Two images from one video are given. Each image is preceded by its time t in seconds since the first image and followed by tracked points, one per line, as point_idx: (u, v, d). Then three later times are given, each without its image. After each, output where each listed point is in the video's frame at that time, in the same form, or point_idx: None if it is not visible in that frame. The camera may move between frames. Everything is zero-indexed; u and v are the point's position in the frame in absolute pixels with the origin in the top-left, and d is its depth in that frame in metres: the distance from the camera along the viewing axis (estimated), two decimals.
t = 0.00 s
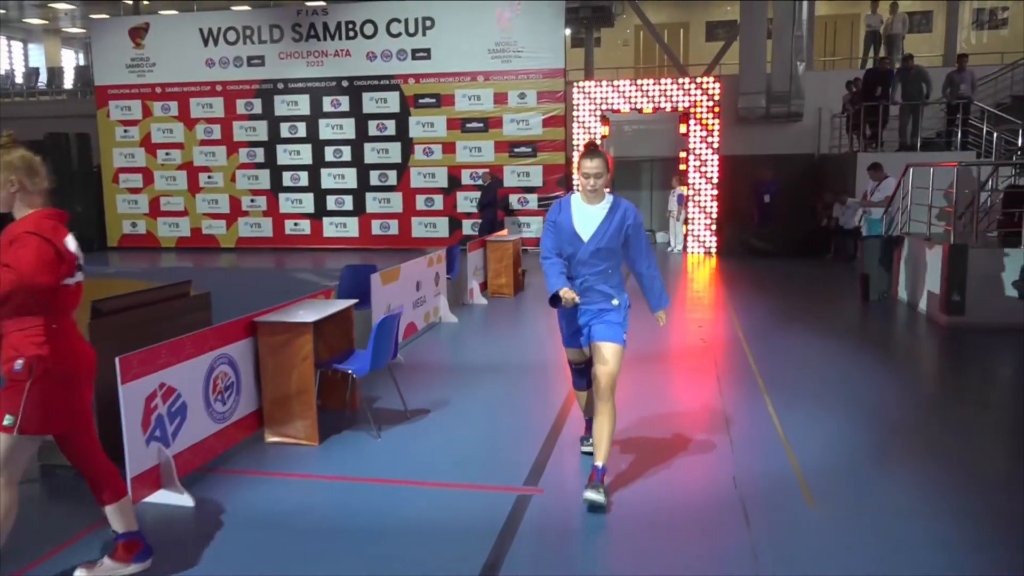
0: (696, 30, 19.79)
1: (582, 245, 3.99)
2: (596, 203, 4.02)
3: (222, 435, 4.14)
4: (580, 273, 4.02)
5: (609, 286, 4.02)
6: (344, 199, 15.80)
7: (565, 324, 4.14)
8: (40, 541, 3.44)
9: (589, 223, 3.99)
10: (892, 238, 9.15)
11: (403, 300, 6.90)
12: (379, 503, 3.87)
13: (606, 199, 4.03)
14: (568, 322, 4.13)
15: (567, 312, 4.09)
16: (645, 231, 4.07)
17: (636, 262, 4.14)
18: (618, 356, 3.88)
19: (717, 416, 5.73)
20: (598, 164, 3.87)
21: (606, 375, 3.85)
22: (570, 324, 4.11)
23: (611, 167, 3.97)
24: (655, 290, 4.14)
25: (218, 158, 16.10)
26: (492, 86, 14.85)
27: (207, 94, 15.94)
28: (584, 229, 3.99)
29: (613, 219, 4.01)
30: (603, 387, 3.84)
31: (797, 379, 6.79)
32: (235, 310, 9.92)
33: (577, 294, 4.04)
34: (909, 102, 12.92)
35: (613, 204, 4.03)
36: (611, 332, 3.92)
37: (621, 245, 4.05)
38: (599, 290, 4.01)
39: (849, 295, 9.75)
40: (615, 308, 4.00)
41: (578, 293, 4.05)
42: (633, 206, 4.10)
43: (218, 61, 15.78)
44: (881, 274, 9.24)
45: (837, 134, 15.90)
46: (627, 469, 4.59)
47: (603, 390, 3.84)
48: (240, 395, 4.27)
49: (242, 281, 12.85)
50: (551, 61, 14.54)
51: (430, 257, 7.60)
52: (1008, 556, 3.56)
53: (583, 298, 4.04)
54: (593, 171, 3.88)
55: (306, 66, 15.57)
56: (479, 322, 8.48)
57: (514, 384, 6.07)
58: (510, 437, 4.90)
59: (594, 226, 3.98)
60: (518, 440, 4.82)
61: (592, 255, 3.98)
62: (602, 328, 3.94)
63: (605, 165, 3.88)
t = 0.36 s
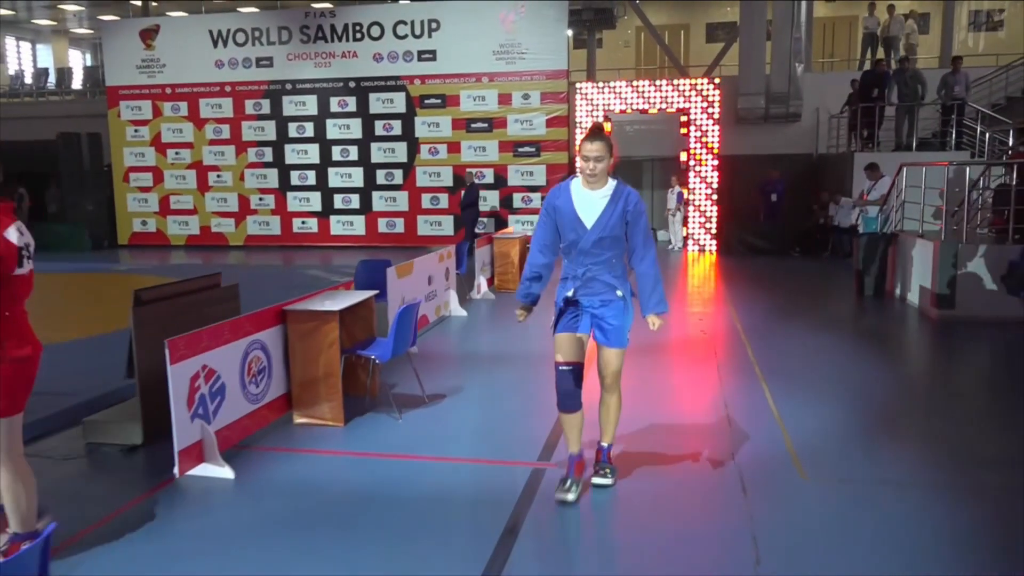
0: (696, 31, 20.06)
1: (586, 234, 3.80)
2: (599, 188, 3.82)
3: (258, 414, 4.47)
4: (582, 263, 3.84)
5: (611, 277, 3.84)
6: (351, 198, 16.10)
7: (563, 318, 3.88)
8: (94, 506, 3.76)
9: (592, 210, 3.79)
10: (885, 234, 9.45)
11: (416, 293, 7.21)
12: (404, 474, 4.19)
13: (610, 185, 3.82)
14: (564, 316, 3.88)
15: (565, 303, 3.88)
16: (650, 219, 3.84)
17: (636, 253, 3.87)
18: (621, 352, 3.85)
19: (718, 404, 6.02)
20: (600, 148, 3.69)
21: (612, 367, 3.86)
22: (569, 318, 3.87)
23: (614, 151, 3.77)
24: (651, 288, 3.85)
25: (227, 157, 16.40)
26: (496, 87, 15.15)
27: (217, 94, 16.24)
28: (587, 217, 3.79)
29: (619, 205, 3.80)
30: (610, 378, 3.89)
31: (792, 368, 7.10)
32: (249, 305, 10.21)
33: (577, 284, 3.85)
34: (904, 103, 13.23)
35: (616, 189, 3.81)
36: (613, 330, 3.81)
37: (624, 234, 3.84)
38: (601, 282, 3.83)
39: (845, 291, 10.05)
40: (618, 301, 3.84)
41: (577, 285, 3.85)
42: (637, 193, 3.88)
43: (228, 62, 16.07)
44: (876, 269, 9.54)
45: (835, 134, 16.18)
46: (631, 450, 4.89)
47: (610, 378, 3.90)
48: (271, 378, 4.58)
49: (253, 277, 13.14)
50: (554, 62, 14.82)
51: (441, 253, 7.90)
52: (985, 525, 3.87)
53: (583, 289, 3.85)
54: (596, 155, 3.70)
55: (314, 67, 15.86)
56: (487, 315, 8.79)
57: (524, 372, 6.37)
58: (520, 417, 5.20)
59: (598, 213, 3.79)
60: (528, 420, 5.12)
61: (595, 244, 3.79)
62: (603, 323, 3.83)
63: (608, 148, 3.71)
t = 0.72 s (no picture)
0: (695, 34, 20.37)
1: (574, 245, 3.48)
2: (584, 197, 3.52)
3: (286, 397, 4.79)
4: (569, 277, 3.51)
5: (601, 291, 3.51)
6: (357, 197, 16.41)
7: (551, 337, 3.51)
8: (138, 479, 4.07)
9: (578, 220, 3.49)
10: (879, 231, 9.75)
11: (428, 287, 7.53)
12: (423, 452, 4.49)
13: (594, 192, 3.53)
14: (551, 334, 3.51)
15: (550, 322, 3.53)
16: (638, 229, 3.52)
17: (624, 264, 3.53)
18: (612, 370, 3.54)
19: (717, 393, 6.34)
20: (579, 151, 3.40)
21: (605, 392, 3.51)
22: (558, 335, 3.50)
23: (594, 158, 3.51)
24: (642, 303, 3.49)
25: (235, 157, 16.71)
26: (500, 88, 15.46)
27: (225, 95, 16.56)
28: (574, 228, 3.48)
29: (606, 211, 3.49)
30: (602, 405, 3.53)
31: (787, 357, 7.42)
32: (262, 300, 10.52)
33: (565, 299, 3.51)
34: (899, 103, 13.53)
35: (602, 197, 3.51)
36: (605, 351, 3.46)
37: (613, 245, 3.52)
38: (591, 295, 3.49)
39: (840, 286, 10.36)
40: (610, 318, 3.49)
41: (562, 303, 3.51)
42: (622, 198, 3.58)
43: (236, 64, 16.39)
44: (871, 265, 9.84)
45: (832, 135, 16.47)
46: (633, 440, 5.18)
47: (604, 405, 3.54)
48: (297, 364, 4.89)
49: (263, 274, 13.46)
50: (556, 64, 15.12)
51: (450, 249, 8.23)
52: (961, 500, 4.19)
53: (571, 304, 3.50)
54: (577, 159, 3.41)
55: (321, 69, 16.18)
56: (493, 309, 9.12)
57: (532, 361, 6.68)
58: (529, 401, 5.52)
59: (585, 222, 3.47)
60: (537, 404, 5.44)
61: (585, 257, 3.47)
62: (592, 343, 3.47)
63: (587, 151, 3.41)
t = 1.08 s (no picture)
0: (694, 36, 20.70)
1: (556, 259, 3.21)
2: (571, 206, 3.25)
3: (310, 382, 5.13)
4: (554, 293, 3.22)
5: (589, 307, 3.23)
6: (362, 197, 16.73)
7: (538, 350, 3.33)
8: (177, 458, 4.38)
9: (565, 232, 3.22)
10: (870, 230, 10.07)
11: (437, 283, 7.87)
12: (439, 433, 4.85)
13: (583, 202, 3.26)
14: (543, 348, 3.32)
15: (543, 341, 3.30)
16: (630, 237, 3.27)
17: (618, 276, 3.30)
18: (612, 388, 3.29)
19: (712, 382, 6.69)
20: (572, 157, 3.18)
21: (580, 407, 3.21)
22: (547, 350, 3.30)
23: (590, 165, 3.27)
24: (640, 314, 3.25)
25: (242, 158, 17.03)
26: (503, 91, 15.77)
27: (233, 98, 16.88)
28: (561, 241, 3.21)
29: (592, 221, 3.21)
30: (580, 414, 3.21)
31: (780, 350, 7.77)
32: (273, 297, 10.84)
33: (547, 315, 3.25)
34: (892, 105, 13.86)
35: (590, 208, 3.24)
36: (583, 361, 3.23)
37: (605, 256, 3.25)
38: (576, 312, 3.22)
39: (833, 283, 10.67)
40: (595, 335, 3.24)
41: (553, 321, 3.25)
42: (615, 210, 3.31)
43: (244, 67, 16.72)
44: (863, 262, 10.17)
45: (828, 136, 16.75)
46: (631, 427, 5.53)
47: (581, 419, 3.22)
48: (319, 352, 5.22)
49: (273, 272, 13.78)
50: (557, 67, 15.44)
51: (457, 247, 8.56)
52: (937, 479, 4.54)
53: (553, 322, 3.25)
54: (569, 165, 3.19)
55: (327, 71, 16.51)
56: (498, 305, 9.46)
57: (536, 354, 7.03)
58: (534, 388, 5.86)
59: (570, 234, 3.21)
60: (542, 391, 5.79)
61: (575, 272, 3.20)
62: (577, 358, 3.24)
63: (574, 157, 3.18)
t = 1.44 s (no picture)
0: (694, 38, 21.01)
1: (554, 244, 3.22)
2: (571, 191, 3.28)
3: (334, 367, 5.46)
4: (552, 281, 3.23)
5: (584, 297, 3.22)
6: (368, 196, 17.04)
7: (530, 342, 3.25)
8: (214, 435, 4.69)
9: (560, 215, 3.25)
10: (864, 227, 10.41)
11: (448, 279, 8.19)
12: (456, 413, 5.18)
13: (582, 185, 3.29)
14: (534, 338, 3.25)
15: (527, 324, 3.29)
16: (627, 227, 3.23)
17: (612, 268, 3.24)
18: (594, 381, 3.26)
19: (712, 369, 7.04)
20: (570, 138, 3.21)
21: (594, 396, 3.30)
22: (540, 339, 3.25)
23: (590, 149, 3.29)
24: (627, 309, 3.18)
25: (250, 158, 17.34)
26: (506, 91, 16.08)
27: (241, 98, 17.20)
28: (554, 223, 3.24)
29: (590, 206, 3.24)
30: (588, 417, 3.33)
31: (776, 341, 8.10)
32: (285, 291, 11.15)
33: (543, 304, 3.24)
34: (887, 106, 14.20)
35: (588, 194, 3.26)
36: (580, 362, 3.26)
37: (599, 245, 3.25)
38: (571, 300, 3.21)
39: (830, 278, 11.00)
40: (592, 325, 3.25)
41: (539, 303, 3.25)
42: (614, 196, 3.30)
43: (252, 67, 17.03)
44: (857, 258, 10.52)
45: (825, 136, 17.07)
46: (634, 410, 5.87)
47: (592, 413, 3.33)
48: (341, 340, 5.55)
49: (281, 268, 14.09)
50: (560, 68, 15.75)
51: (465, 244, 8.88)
52: (921, 457, 4.89)
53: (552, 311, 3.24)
54: (566, 145, 3.22)
55: (334, 73, 16.82)
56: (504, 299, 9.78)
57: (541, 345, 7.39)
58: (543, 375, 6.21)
59: (568, 220, 3.23)
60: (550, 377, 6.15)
61: (563, 256, 3.21)
62: (573, 363, 3.28)
63: (577, 138, 3.21)
